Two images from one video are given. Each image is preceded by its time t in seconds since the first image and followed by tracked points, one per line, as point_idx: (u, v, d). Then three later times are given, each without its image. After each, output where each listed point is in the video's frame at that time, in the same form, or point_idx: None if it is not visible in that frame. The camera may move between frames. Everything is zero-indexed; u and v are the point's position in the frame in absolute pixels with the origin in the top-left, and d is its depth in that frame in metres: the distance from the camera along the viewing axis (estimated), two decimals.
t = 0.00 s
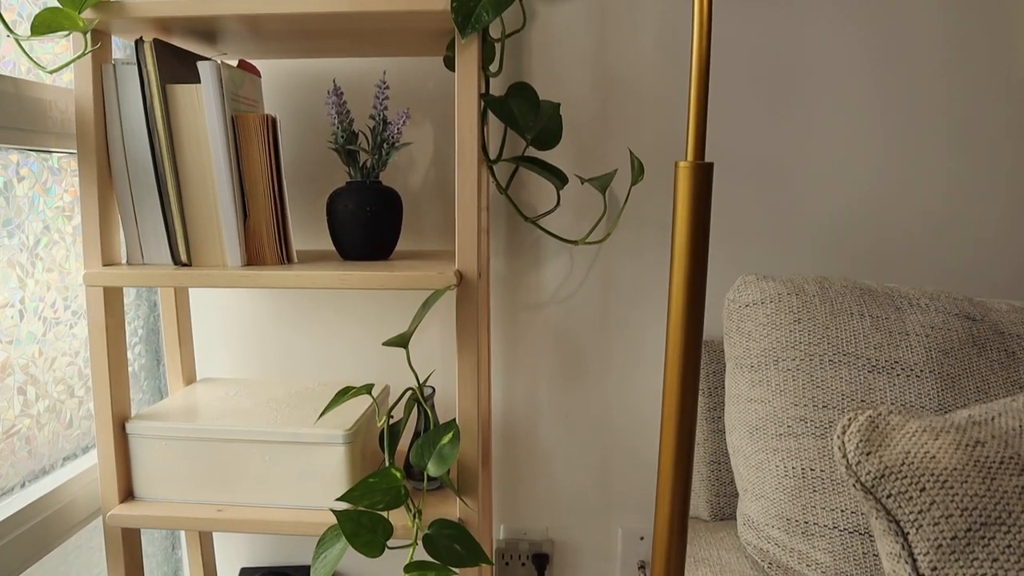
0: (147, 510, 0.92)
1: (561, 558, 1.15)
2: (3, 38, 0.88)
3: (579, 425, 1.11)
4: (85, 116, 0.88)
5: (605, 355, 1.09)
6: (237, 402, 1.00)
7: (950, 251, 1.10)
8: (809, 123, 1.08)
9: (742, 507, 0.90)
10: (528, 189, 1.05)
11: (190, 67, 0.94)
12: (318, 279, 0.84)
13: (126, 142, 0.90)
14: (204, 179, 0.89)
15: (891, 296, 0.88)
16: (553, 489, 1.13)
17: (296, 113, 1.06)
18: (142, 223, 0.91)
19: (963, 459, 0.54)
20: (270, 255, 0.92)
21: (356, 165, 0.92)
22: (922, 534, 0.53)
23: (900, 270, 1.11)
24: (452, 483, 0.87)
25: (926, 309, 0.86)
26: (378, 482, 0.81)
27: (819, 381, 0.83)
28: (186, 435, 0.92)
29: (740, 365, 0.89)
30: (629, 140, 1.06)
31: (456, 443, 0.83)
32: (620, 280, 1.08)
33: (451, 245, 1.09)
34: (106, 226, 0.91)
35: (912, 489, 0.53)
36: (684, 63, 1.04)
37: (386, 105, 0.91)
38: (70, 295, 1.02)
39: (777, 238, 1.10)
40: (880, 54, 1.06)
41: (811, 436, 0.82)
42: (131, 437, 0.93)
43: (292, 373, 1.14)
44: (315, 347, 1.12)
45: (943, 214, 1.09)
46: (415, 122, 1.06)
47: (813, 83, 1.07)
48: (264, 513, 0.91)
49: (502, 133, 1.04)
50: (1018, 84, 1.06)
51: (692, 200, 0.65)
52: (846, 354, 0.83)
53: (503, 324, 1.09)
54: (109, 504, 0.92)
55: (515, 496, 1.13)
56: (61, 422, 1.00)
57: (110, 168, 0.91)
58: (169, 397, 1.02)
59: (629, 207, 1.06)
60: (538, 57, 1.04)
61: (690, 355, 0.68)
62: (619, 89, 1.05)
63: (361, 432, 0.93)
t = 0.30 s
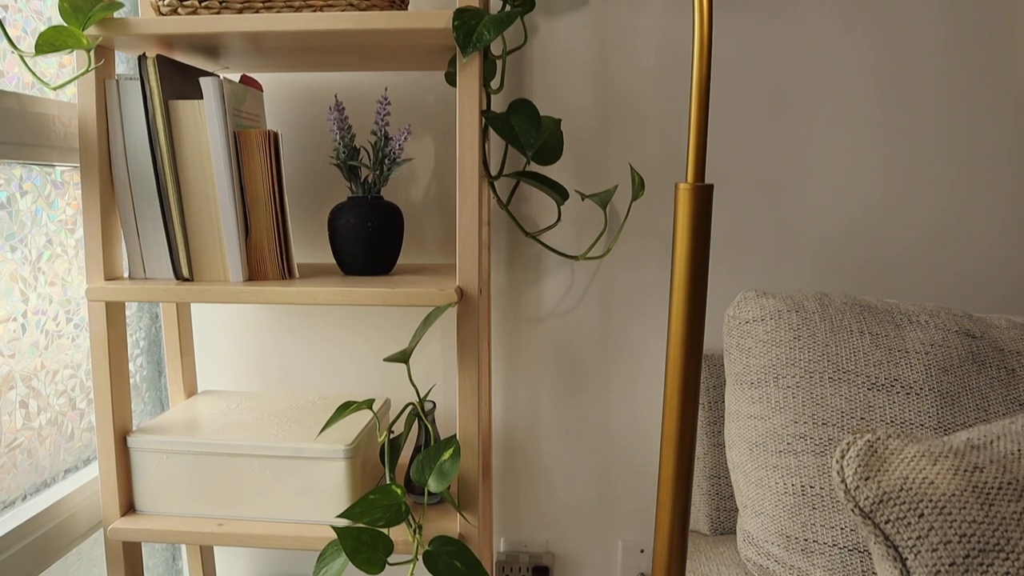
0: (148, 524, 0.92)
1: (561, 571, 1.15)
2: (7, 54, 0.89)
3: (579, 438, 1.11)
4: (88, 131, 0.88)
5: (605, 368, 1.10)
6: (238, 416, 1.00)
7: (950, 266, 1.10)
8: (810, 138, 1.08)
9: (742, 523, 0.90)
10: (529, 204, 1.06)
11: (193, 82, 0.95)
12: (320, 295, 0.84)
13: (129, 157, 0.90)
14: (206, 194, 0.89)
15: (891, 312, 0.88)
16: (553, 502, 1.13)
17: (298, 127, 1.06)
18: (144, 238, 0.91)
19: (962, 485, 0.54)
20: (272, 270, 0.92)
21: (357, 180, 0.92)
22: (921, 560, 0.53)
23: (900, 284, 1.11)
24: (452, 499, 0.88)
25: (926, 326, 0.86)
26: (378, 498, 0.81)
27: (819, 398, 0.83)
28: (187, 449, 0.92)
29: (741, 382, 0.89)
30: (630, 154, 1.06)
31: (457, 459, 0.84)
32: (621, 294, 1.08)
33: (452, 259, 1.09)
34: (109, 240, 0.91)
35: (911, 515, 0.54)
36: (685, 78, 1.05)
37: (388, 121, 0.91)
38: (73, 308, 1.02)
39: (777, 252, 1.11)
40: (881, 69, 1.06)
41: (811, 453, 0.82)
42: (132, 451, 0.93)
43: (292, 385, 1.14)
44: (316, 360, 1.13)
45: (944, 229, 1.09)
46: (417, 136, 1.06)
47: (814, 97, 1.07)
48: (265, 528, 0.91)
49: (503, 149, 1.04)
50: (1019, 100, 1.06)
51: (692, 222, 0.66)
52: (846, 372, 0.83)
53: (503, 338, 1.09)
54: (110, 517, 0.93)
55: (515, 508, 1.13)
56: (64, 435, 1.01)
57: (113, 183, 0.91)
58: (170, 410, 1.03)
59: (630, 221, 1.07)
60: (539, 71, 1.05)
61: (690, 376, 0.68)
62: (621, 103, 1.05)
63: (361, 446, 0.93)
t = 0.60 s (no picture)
0: (151, 537, 0.92)
1: None
2: (8, 70, 0.90)
3: (581, 447, 1.11)
4: (89, 146, 0.89)
5: (607, 378, 1.10)
6: (240, 428, 1.00)
7: (951, 273, 1.10)
8: (809, 146, 1.08)
9: (745, 533, 0.90)
10: (529, 214, 1.06)
11: (193, 96, 0.95)
12: (321, 308, 0.85)
13: (130, 172, 0.90)
14: (206, 209, 0.90)
15: (892, 320, 0.89)
16: (556, 511, 1.13)
17: (298, 139, 1.07)
18: (146, 251, 0.91)
19: (964, 498, 0.55)
20: (273, 283, 0.92)
21: (358, 193, 0.93)
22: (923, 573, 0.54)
23: (901, 291, 1.11)
24: (455, 511, 0.88)
25: (926, 334, 0.87)
26: (381, 511, 0.81)
27: (820, 408, 0.83)
28: (189, 463, 0.92)
29: (742, 392, 0.89)
30: (630, 164, 1.06)
31: (459, 470, 0.84)
32: (622, 304, 1.08)
33: (453, 270, 1.09)
34: (110, 254, 0.91)
35: (912, 528, 0.54)
36: (684, 87, 1.05)
37: (388, 134, 0.92)
38: (75, 322, 1.02)
39: (778, 260, 1.11)
40: (880, 76, 1.06)
41: (813, 462, 0.82)
42: (136, 465, 0.94)
43: (294, 397, 1.14)
44: (317, 371, 1.13)
45: (944, 236, 1.09)
46: (417, 147, 1.06)
47: (812, 106, 1.08)
48: (269, 540, 0.91)
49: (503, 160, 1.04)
50: (1019, 106, 1.06)
51: (691, 236, 0.66)
52: (847, 381, 0.83)
53: (504, 348, 1.10)
54: (114, 531, 0.93)
55: (518, 518, 1.13)
56: (67, 449, 1.01)
57: (114, 198, 0.91)
58: (172, 423, 1.03)
59: (630, 230, 1.07)
60: (539, 83, 1.05)
61: (691, 389, 0.68)
62: (620, 113, 1.06)
63: (364, 458, 0.93)
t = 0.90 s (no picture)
0: (151, 546, 0.92)
1: None
2: (12, 80, 0.90)
3: (580, 456, 1.11)
4: (91, 156, 0.89)
5: (606, 387, 1.10)
6: (240, 436, 1.00)
7: (950, 284, 1.10)
8: (809, 157, 1.09)
9: (743, 544, 0.90)
10: (529, 225, 1.06)
11: (196, 106, 0.96)
12: (322, 319, 0.85)
13: (132, 181, 0.91)
14: (208, 219, 0.90)
15: (890, 333, 0.89)
16: (555, 520, 1.13)
17: (300, 149, 1.07)
18: (147, 261, 0.92)
19: (960, 515, 0.55)
20: (274, 293, 0.93)
21: (359, 203, 0.93)
22: None
23: (900, 302, 1.11)
24: (454, 521, 0.88)
25: (924, 347, 0.87)
26: (381, 521, 0.82)
27: (818, 421, 0.84)
28: (189, 471, 0.92)
29: (740, 404, 0.90)
30: (630, 174, 1.07)
31: (459, 481, 0.84)
32: (621, 314, 1.09)
33: (453, 279, 1.10)
34: (112, 264, 0.92)
35: (908, 545, 0.54)
36: (685, 98, 1.05)
37: (389, 145, 0.92)
38: (76, 330, 1.02)
39: (777, 270, 1.11)
40: (879, 89, 1.07)
41: (811, 474, 0.83)
42: (136, 473, 0.94)
43: (294, 405, 1.14)
44: (317, 380, 1.13)
45: (943, 248, 1.09)
46: (418, 157, 1.07)
47: (812, 117, 1.08)
48: (268, 549, 0.91)
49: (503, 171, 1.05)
50: (1019, 120, 1.06)
51: (690, 251, 0.66)
52: (845, 394, 0.84)
53: (504, 357, 1.10)
54: (114, 540, 0.93)
55: (517, 526, 1.14)
56: (67, 456, 1.01)
57: (116, 207, 0.92)
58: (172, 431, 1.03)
59: (630, 241, 1.07)
60: (540, 94, 1.06)
61: (689, 403, 0.69)
62: (621, 124, 1.06)
63: (363, 467, 0.93)
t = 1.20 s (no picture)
0: (149, 555, 0.92)
1: None
2: (12, 92, 0.91)
3: (578, 464, 1.12)
4: (90, 166, 0.89)
5: (604, 395, 1.10)
6: (238, 445, 1.01)
7: (948, 292, 1.10)
8: (806, 165, 1.09)
9: (740, 553, 0.90)
10: (528, 233, 1.07)
11: (194, 116, 0.96)
12: (320, 328, 0.85)
13: (131, 191, 0.91)
14: (206, 228, 0.90)
15: (886, 342, 0.89)
16: (552, 527, 1.13)
17: (298, 158, 1.07)
18: (146, 270, 0.92)
19: (954, 528, 0.55)
20: (272, 302, 0.93)
21: (357, 213, 0.93)
22: None
23: (897, 310, 1.11)
24: (452, 530, 0.88)
25: (920, 356, 0.87)
26: (379, 531, 0.82)
27: (815, 430, 0.84)
28: (187, 481, 0.93)
29: (738, 413, 0.90)
30: (628, 183, 1.07)
31: (457, 490, 0.84)
32: (619, 322, 1.09)
33: (451, 287, 1.10)
34: (110, 273, 0.92)
35: (903, 558, 0.55)
36: (682, 107, 1.06)
37: (387, 154, 0.92)
38: (75, 339, 1.03)
39: (774, 278, 1.11)
40: (876, 97, 1.07)
41: (808, 484, 0.83)
42: (134, 482, 0.94)
43: (292, 413, 1.14)
44: (315, 388, 1.13)
45: (940, 256, 1.10)
46: (416, 166, 1.07)
47: (809, 126, 1.08)
48: (266, 558, 0.91)
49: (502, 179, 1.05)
50: (1016, 128, 1.06)
51: (686, 263, 0.67)
52: (842, 404, 0.84)
53: (502, 365, 1.10)
54: (112, 549, 0.93)
55: (515, 534, 1.14)
56: (66, 466, 1.01)
57: (115, 217, 0.92)
58: (171, 440, 1.03)
59: (627, 249, 1.08)
60: (538, 102, 1.06)
61: (685, 414, 0.69)
62: (618, 133, 1.06)
63: (361, 476, 0.93)
